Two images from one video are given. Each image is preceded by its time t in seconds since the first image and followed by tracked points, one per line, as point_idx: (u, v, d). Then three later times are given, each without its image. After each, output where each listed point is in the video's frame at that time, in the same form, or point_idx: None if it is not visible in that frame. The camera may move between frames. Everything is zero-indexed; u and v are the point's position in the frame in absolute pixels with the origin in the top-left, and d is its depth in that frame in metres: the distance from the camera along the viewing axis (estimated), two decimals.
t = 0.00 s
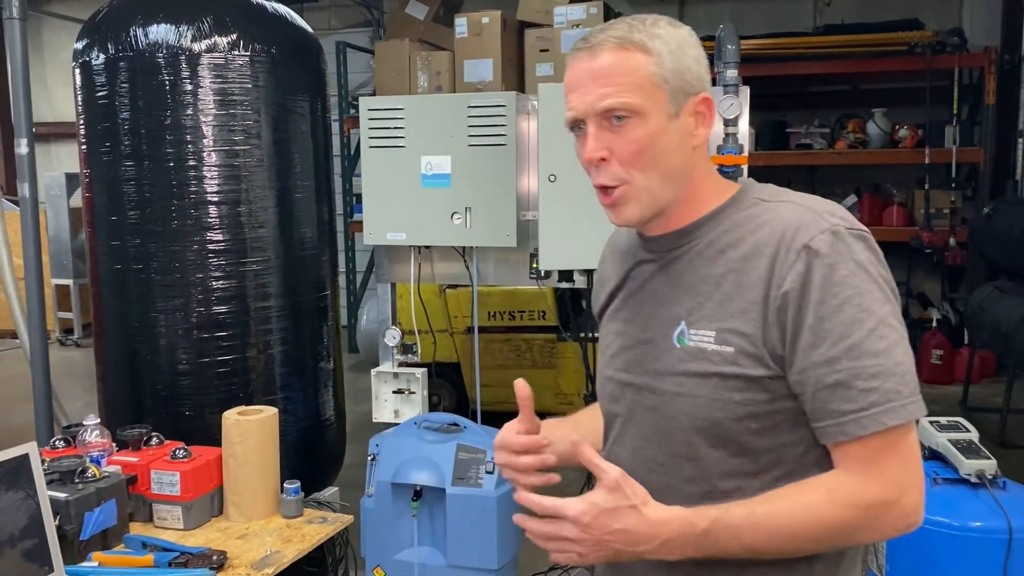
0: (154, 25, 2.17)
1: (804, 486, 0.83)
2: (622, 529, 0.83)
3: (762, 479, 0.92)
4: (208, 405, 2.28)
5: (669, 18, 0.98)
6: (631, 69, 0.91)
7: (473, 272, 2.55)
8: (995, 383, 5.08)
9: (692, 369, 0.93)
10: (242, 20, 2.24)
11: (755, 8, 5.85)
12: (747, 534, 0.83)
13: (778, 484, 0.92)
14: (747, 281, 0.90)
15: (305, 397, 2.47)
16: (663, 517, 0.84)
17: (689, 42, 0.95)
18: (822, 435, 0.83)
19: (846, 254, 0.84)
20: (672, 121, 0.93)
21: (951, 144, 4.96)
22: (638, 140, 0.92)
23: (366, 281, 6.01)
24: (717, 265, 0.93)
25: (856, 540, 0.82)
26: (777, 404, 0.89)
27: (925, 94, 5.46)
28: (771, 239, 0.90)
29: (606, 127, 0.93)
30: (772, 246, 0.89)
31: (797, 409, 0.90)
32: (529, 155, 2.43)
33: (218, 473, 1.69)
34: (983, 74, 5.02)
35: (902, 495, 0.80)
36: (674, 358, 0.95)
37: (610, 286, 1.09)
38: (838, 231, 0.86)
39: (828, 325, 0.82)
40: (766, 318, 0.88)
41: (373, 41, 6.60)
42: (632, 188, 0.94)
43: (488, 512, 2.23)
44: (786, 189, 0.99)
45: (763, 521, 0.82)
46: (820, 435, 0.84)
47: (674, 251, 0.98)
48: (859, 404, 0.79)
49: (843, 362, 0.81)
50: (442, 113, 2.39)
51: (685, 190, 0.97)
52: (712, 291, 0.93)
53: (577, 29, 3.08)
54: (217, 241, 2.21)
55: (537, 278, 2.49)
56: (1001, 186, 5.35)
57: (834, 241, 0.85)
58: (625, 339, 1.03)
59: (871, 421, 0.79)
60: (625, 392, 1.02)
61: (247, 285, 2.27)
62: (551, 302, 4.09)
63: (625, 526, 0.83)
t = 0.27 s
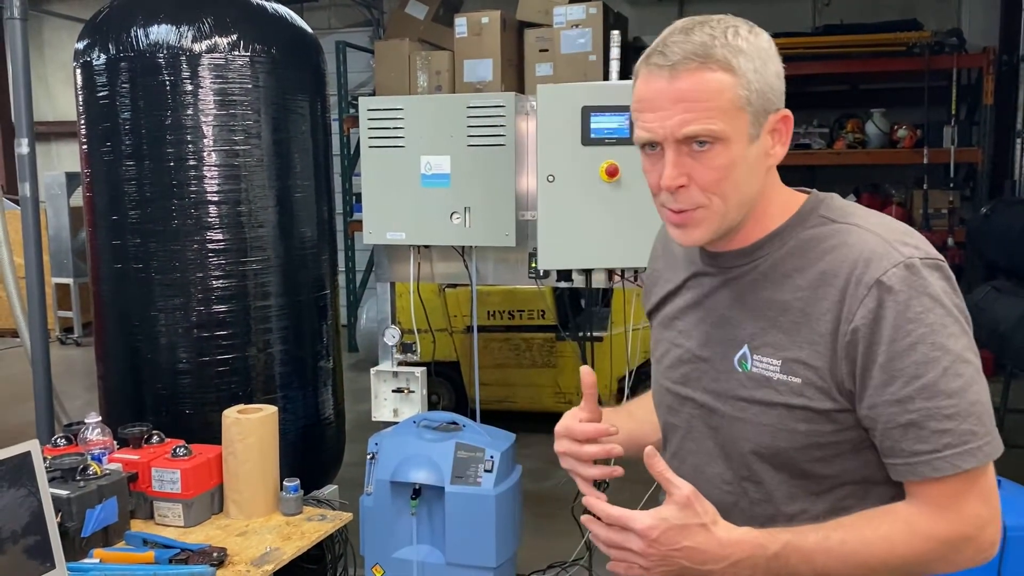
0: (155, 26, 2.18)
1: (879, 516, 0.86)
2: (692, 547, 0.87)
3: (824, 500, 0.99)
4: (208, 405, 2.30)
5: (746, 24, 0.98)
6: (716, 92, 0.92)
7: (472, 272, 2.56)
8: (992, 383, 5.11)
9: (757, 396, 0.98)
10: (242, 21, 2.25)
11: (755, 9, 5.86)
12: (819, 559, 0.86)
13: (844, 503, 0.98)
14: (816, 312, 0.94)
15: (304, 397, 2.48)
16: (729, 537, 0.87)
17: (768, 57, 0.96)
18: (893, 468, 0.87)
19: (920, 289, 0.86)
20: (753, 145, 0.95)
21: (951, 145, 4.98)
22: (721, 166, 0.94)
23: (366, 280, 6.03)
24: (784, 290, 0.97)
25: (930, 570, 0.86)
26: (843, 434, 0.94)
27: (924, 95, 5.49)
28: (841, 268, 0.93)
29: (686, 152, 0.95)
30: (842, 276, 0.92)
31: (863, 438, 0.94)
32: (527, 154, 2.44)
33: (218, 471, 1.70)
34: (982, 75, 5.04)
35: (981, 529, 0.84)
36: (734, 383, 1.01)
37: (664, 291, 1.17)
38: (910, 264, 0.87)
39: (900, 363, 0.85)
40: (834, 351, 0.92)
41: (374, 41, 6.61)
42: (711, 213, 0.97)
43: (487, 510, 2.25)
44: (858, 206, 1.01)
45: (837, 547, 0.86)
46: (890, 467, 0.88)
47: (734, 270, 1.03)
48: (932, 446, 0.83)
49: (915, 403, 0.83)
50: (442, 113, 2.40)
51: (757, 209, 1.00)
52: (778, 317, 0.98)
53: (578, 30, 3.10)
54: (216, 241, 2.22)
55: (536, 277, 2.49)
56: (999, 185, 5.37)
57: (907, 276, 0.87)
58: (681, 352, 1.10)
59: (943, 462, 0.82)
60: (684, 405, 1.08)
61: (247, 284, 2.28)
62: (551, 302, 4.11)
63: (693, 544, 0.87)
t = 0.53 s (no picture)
0: (149, 26, 2.18)
1: (914, 517, 0.87)
2: (729, 536, 0.86)
3: (846, 502, 0.99)
4: (202, 405, 2.29)
5: (810, 19, 0.99)
6: (780, 83, 0.94)
7: (467, 272, 2.57)
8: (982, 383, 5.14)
9: (787, 396, 0.99)
10: (236, 21, 2.25)
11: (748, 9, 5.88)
12: (854, 556, 0.87)
13: (864, 506, 0.99)
14: (854, 315, 0.94)
15: (299, 397, 2.49)
16: (768, 530, 0.87)
17: (831, 53, 0.97)
18: (924, 477, 0.87)
19: (963, 301, 0.86)
20: (809, 140, 0.96)
21: (942, 146, 5.02)
22: (777, 159, 0.96)
23: (359, 280, 6.03)
24: (822, 291, 0.97)
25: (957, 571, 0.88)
26: (871, 437, 0.94)
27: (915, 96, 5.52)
28: (885, 274, 0.92)
29: (743, 142, 0.97)
30: (885, 282, 0.92)
31: (893, 443, 0.94)
32: (521, 154, 2.46)
33: (213, 471, 1.70)
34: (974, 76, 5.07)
35: (1014, 536, 0.86)
36: (766, 380, 1.01)
37: (693, 282, 1.17)
38: (956, 276, 0.87)
39: (941, 374, 0.84)
40: (871, 356, 0.92)
41: (367, 40, 6.62)
42: (761, 206, 0.98)
43: (482, 510, 2.25)
44: (902, 214, 1.00)
45: (874, 545, 0.87)
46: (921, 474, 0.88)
47: (773, 267, 1.03)
48: (968, 457, 0.83)
49: (954, 415, 0.83)
50: (437, 113, 2.40)
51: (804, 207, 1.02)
52: (815, 317, 0.98)
53: (570, 30, 3.48)
54: (210, 241, 2.22)
55: (531, 278, 2.49)
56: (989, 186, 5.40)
57: (952, 288, 0.86)
58: (707, 346, 1.10)
59: (979, 475, 0.82)
60: (706, 398, 1.09)
61: (241, 284, 2.28)
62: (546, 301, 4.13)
63: (732, 533, 0.86)
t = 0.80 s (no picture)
0: (140, 24, 2.16)
1: (928, 506, 0.86)
2: (743, 515, 0.85)
3: (856, 497, 0.98)
4: (192, 405, 2.28)
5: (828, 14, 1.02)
6: (794, 67, 0.96)
7: (459, 272, 2.57)
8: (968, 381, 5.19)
9: (799, 384, 0.99)
10: (228, 20, 2.24)
11: (736, 10, 5.91)
12: (868, 542, 0.86)
13: (873, 502, 0.98)
14: (870, 304, 0.94)
15: (289, 398, 2.48)
16: (782, 510, 0.86)
17: (848, 45, 1.00)
18: (939, 467, 0.87)
19: (980, 292, 0.86)
20: (822, 126, 0.98)
21: (929, 146, 5.08)
22: (790, 141, 0.97)
23: (348, 280, 6.02)
24: (839, 281, 0.98)
25: (971, 564, 0.86)
26: (884, 428, 0.94)
27: (902, 97, 5.56)
28: (903, 264, 0.93)
29: (757, 124, 0.99)
30: (902, 272, 0.92)
31: (907, 436, 0.94)
32: (513, 154, 2.46)
33: (207, 471, 1.69)
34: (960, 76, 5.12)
35: None
36: (779, 370, 1.02)
37: (708, 279, 1.18)
38: (974, 266, 0.87)
39: (958, 363, 0.84)
40: (888, 345, 0.92)
41: (356, 40, 6.61)
42: (773, 189, 1.00)
43: (474, 510, 2.25)
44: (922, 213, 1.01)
45: (888, 531, 0.85)
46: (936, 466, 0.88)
47: (790, 259, 1.04)
48: (983, 447, 0.82)
49: (970, 403, 0.83)
50: (430, 113, 2.40)
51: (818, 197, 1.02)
52: (831, 307, 0.98)
53: (559, 29, 3.76)
54: (201, 241, 2.21)
55: (523, 278, 2.48)
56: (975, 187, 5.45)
57: (970, 277, 0.86)
58: (720, 338, 1.11)
59: (993, 464, 0.82)
60: (716, 391, 1.09)
61: (232, 284, 2.27)
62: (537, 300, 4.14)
63: (745, 510, 0.85)
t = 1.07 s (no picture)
0: (131, 23, 2.15)
1: (935, 498, 0.88)
2: (748, 499, 0.86)
3: (861, 493, 0.99)
4: (183, 406, 2.27)
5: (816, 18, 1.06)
6: (774, 65, 0.99)
7: (451, 273, 2.58)
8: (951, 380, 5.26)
9: (806, 378, 1.01)
10: (221, 20, 2.23)
11: (722, 12, 5.94)
12: (875, 530, 0.87)
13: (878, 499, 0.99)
14: (876, 299, 0.96)
15: (280, 399, 2.47)
16: (789, 496, 0.87)
17: (832, 44, 1.02)
18: (945, 460, 0.88)
19: (986, 287, 0.88)
20: (808, 120, 1.00)
21: (914, 147, 5.14)
22: (774, 134, 1.00)
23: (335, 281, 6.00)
24: (844, 277, 1.01)
25: (976, 558, 0.87)
26: (890, 424, 0.96)
27: (887, 99, 5.62)
28: (908, 260, 0.95)
29: (742, 121, 1.02)
30: (908, 268, 0.94)
31: (913, 431, 0.96)
32: (506, 155, 2.46)
33: (202, 474, 1.68)
34: (944, 79, 5.19)
35: None
36: (786, 365, 1.05)
37: (715, 282, 1.22)
38: (979, 261, 0.90)
39: (964, 356, 0.86)
40: (893, 339, 0.94)
41: (343, 39, 6.59)
42: (762, 181, 1.02)
43: (467, 511, 2.26)
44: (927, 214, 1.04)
45: (895, 521, 0.87)
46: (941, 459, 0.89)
47: (796, 258, 1.08)
48: (988, 439, 0.84)
49: (976, 395, 0.85)
50: (422, 113, 2.40)
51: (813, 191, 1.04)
52: (837, 303, 1.00)
53: (550, 31, 3.74)
54: (192, 241, 2.20)
55: (515, 278, 2.48)
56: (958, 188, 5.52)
57: (975, 272, 0.89)
58: (727, 339, 1.14)
59: (999, 456, 0.83)
60: (723, 390, 1.13)
61: (223, 285, 2.26)
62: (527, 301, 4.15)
63: (750, 494, 0.86)
